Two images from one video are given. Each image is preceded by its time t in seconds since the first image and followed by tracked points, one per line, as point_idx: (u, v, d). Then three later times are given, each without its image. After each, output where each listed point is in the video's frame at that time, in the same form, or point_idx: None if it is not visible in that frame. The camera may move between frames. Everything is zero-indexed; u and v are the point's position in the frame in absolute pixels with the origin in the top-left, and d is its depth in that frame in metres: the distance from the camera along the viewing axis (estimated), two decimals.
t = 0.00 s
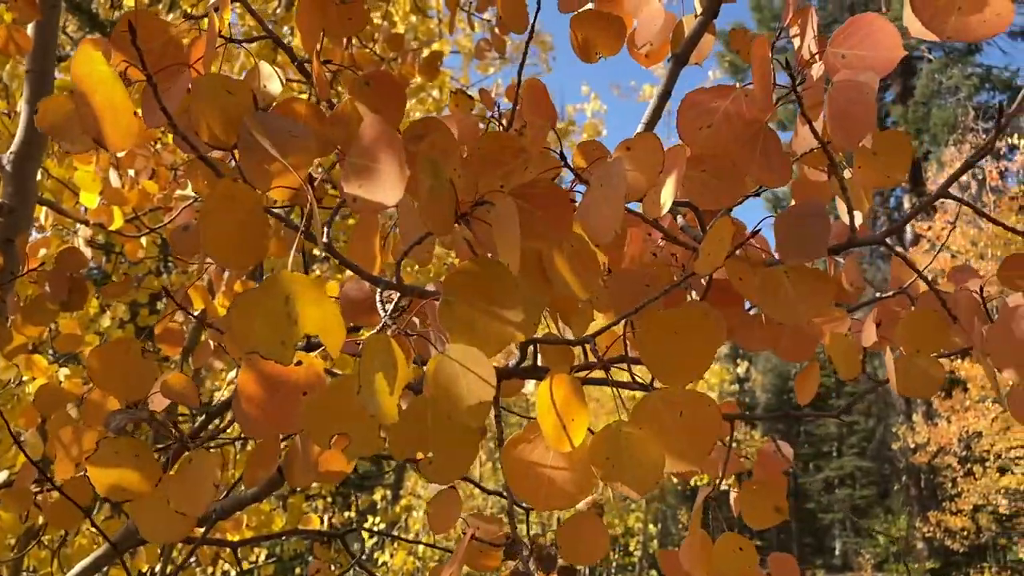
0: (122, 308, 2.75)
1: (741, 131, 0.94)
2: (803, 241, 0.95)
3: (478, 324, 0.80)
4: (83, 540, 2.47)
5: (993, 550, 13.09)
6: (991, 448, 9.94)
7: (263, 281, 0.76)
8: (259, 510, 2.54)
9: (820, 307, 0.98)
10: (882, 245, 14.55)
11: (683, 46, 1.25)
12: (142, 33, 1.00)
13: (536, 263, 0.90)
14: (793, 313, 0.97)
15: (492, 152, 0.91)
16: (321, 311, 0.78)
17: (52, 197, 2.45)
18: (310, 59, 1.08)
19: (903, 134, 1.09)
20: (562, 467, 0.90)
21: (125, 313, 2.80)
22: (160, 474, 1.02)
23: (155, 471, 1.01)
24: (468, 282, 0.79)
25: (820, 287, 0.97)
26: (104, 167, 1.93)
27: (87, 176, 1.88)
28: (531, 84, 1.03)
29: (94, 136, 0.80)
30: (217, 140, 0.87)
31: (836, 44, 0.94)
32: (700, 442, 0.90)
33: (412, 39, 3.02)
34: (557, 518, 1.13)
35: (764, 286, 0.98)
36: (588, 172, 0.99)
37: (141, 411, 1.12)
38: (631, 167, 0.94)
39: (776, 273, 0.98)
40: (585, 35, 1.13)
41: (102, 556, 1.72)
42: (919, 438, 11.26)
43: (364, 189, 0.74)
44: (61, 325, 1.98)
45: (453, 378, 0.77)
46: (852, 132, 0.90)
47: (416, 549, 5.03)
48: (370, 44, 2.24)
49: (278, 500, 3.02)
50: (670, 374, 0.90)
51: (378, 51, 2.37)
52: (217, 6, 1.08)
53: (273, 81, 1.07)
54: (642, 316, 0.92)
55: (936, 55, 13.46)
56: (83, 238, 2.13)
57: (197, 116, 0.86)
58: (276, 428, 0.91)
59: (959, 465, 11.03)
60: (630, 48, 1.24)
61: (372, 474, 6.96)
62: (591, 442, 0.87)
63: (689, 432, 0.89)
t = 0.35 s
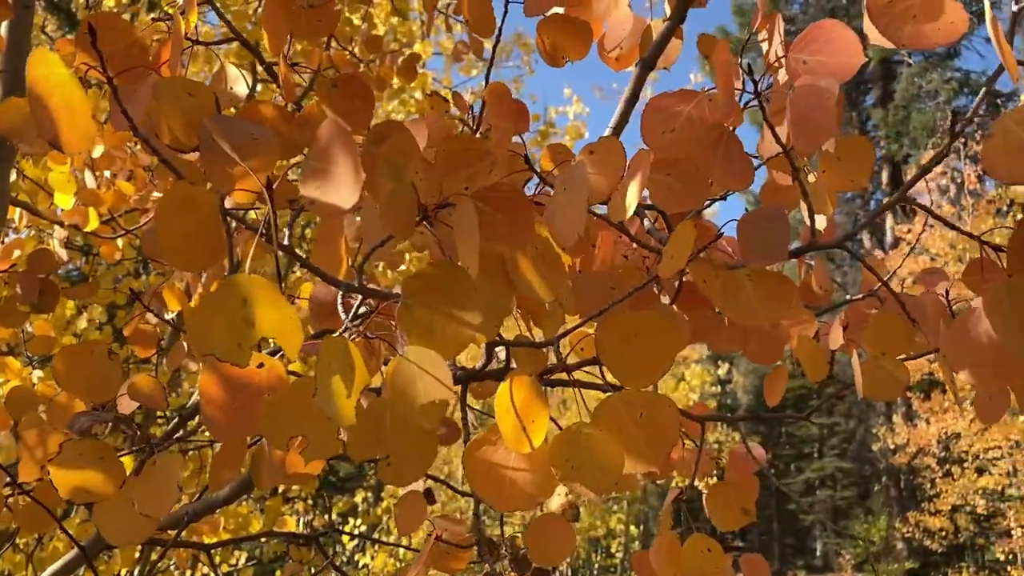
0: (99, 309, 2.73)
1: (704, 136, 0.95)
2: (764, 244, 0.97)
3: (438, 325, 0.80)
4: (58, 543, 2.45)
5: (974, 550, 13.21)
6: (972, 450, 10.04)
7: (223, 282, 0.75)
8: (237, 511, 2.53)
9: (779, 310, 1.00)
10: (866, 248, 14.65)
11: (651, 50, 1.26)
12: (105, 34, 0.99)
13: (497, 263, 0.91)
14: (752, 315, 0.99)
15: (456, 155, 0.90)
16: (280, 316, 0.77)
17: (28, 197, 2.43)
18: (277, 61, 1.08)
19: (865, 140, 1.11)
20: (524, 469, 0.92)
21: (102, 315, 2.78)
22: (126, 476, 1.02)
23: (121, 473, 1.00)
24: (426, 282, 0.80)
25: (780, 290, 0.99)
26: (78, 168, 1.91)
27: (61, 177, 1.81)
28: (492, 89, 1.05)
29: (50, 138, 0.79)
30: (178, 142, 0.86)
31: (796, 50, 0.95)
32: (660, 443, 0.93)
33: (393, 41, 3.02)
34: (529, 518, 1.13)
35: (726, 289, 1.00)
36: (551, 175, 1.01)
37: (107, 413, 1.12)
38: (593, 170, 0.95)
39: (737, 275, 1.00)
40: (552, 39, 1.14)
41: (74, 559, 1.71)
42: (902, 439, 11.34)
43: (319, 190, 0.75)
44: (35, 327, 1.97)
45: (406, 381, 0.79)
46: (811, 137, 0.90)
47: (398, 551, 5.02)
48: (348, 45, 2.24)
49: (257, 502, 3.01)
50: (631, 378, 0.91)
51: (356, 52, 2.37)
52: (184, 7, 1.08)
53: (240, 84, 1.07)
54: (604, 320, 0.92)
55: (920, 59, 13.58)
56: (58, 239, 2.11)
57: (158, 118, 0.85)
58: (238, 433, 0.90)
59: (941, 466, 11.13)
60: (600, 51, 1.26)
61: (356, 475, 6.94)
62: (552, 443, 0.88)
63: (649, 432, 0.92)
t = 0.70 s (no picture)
0: (76, 311, 2.71)
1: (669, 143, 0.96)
2: (729, 244, 0.99)
3: (398, 331, 0.80)
4: (32, 547, 2.43)
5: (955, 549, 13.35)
6: (952, 450, 10.15)
7: (183, 286, 0.75)
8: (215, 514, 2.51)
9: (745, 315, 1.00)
10: (849, 250, 14.77)
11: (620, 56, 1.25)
12: (69, 39, 0.99)
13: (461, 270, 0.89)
14: (716, 321, 0.99)
15: (424, 158, 0.90)
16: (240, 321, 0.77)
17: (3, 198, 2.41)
18: (244, 66, 1.09)
19: (831, 146, 1.12)
20: (488, 472, 0.92)
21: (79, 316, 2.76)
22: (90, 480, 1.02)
23: (85, 478, 1.01)
24: (388, 287, 0.80)
25: (744, 296, 0.99)
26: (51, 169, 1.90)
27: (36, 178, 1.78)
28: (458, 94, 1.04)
29: (9, 144, 0.79)
30: (141, 147, 0.87)
31: (758, 58, 0.96)
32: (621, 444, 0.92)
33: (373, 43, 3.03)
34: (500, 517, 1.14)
35: (690, 293, 1.00)
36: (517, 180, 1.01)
37: (73, 417, 1.11)
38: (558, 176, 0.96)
39: (701, 280, 1.00)
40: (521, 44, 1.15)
41: (45, 563, 1.70)
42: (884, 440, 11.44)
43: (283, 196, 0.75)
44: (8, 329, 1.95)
45: (367, 384, 0.80)
46: (770, 144, 0.92)
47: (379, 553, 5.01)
48: (326, 48, 2.24)
49: (236, 504, 2.99)
50: (594, 380, 0.91)
51: (335, 54, 2.37)
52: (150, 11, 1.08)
53: (207, 89, 1.07)
54: (568, 323, 0.94)
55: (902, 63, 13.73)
56: (32, 241, 2.09)
57: (120, 123, 0.85)
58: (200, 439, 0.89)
59: (923, 466, 11.23)
60: (571, 57, 1.27)
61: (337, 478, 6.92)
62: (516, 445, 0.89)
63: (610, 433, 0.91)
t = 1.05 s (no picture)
0: (47, 313, 2.68)
1: (629, 144, 0.96)
2: (687, 246, 0.99)
3: (351, 332, 0.81)
4: None
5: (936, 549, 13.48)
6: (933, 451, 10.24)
7: (130, 287, 0.75)
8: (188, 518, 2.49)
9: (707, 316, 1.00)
10: (833, 253, 14.87)
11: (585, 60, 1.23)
12: (23, 38, 0.98)
13: (417, 275, 0.86)
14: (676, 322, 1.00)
15: (383, 162, 0.91)
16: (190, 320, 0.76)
17: None
18: (205, 65, 1.08)
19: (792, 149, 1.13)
20: (445, 475, 0.89)
21: (50, 319, 2.72)
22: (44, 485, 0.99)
23: (39, 482, 0.97)
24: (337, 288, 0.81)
25: (704, 297, 1.00)
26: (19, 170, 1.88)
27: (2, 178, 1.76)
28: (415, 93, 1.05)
29: None
30: (93, 146, 0.86)
31: (716, 61, 0.96)
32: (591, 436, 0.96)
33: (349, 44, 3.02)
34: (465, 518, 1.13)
35: (651, 294, 1.01)
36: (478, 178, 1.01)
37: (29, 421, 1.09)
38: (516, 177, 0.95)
39: (662, 282, 1.01)
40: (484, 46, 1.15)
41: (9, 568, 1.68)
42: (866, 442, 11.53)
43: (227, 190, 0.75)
44: None
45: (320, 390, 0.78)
46: (727, 146, 0.93)
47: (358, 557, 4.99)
48: (299, 48, 2.23)
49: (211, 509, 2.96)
50: (552, 380, 0.91)
51: (310, 55, 2.36)
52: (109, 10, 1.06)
53: (167, 88, 1.06)
54: (529, 324, 0.93)
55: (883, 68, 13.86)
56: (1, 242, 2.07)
57: (71, 122, 0.84)
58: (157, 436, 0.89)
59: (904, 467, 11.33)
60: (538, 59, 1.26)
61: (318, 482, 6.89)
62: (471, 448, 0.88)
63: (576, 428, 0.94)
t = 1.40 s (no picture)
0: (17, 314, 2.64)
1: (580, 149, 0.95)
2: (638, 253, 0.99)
3: (295, 334, 0.84)
4: None
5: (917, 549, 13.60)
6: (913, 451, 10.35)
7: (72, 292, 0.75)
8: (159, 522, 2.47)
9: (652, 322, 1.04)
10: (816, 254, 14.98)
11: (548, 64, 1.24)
12: None
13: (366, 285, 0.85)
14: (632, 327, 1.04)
15: (337, 165, 0.90)
16: (137, 327, 0.75)
17: None
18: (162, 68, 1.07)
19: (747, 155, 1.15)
20: (399, 481, 0.88)
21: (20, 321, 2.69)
22: None
23: None
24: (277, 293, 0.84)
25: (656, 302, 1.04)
26: None
27: None
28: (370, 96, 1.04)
29: None
30: (41, 150, 0.85)
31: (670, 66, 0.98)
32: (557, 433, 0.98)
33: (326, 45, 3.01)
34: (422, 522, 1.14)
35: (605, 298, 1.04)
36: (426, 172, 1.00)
37: None
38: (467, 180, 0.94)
39: (620, 287, 1.03)
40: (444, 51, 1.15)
41: None
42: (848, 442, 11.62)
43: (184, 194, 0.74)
44: None
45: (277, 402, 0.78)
46: (680, 152, 0.93)
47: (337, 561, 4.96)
48: (272, 49, 2.23)
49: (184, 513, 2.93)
50: (506, 387, 0.93)
51: (284, 56, 2.36)
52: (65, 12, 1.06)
53: (122, 90, 1.07)
54: (483, 330, 0.94)
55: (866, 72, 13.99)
56: None
57: (18, 125, 0.83)
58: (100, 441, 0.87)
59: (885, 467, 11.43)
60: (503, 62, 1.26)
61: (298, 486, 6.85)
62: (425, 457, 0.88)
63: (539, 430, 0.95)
